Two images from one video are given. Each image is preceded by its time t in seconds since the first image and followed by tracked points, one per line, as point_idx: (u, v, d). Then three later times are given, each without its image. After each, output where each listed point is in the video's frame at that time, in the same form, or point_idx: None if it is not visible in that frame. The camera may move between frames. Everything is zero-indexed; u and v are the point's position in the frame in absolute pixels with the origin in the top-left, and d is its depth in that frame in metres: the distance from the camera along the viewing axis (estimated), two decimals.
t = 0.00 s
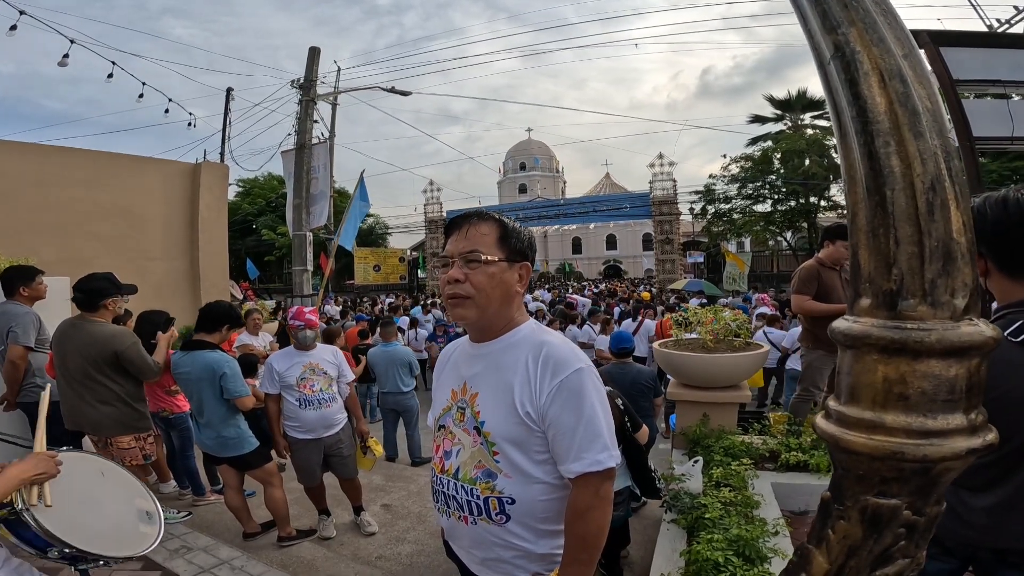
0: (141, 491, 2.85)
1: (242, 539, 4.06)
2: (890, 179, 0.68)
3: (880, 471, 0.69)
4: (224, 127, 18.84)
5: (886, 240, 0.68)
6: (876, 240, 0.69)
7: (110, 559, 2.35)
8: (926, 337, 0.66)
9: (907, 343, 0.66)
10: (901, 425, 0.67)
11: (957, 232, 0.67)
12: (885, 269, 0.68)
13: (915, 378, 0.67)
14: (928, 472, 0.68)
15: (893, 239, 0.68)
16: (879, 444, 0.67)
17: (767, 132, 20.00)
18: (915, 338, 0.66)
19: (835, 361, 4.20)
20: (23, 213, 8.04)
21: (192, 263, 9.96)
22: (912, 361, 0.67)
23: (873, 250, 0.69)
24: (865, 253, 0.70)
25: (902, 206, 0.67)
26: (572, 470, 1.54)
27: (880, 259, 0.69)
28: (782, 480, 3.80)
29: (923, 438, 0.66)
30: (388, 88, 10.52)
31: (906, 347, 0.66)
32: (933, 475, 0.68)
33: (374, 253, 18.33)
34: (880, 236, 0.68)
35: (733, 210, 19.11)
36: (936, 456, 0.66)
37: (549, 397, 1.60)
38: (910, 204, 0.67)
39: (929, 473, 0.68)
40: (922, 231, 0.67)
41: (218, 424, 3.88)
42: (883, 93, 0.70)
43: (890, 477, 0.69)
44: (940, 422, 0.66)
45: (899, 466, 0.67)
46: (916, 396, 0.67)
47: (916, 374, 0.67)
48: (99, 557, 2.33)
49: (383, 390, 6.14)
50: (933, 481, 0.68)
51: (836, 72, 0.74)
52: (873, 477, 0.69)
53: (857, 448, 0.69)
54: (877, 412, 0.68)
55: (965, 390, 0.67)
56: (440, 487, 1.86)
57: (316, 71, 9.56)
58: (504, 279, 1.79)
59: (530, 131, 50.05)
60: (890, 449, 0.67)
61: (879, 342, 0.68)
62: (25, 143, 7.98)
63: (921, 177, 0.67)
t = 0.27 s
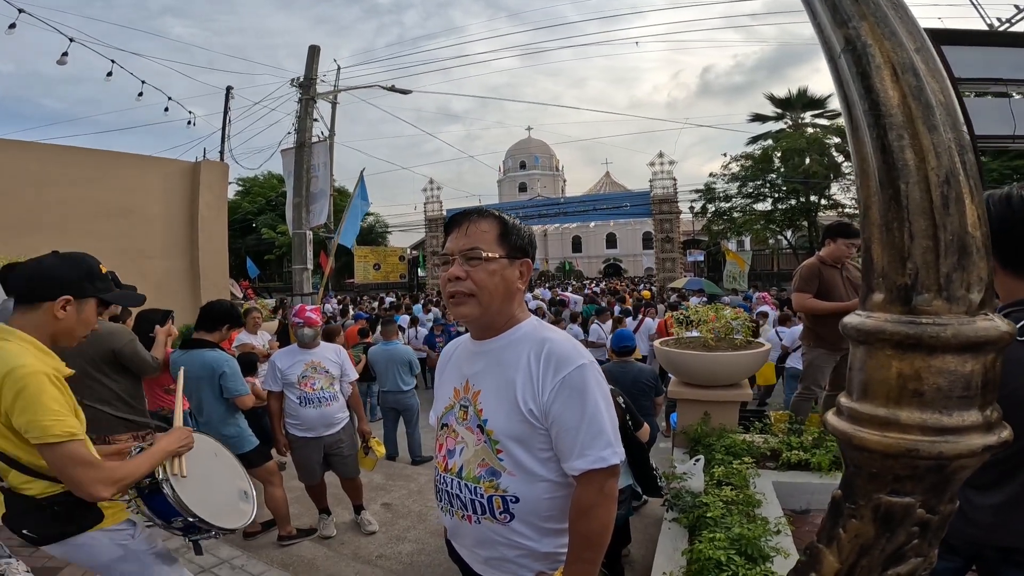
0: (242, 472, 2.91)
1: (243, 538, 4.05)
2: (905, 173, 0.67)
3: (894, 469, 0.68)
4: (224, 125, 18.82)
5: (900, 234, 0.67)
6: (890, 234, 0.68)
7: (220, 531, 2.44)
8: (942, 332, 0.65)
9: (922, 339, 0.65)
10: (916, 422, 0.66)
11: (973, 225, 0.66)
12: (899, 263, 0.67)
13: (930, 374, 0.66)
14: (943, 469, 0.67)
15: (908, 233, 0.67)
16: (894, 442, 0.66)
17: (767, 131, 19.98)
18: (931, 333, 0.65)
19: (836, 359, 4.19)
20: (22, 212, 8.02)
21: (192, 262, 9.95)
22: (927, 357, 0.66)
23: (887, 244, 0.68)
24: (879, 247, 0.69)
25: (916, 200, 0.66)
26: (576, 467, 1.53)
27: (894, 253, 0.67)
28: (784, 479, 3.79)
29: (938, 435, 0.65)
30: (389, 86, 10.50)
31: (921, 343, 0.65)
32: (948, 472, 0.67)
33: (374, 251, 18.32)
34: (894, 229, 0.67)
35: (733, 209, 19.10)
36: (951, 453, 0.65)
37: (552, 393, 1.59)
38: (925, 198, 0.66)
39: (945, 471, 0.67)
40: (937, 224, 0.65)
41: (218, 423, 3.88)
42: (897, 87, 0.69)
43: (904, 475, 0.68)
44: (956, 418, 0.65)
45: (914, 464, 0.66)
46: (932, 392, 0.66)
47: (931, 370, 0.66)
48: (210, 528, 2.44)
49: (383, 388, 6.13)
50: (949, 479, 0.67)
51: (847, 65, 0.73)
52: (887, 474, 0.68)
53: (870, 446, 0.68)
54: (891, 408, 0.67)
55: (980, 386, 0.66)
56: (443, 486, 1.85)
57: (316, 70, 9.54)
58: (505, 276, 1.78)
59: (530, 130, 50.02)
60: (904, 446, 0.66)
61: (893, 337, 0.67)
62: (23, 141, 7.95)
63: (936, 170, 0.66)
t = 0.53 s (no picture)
0: (305, 445, 3.43)
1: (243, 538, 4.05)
2: (908, 171, 0.67)
3: (897, 469, 0.67)
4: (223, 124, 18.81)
5: (904, 232, 0.67)
6: (894, 233, 0.67)
7: (283, 492, 2.97)
8: (945, 331, 0.64)
9: (926, 338, 0.65)
10: (919, 422, 0.65)
11: (977, 224, 0.65)
12: (903, 262, 0.67)
13: (935, 374, 0.65)
14: (946, 470, 0.66)
15: (911, 232, 0.66)
16: (897, 442, 0.66)
17: (767, 130, 19.95)
18: (934, 333, 0.65)
19: (836, 358, 4.19)
20: (21, 211, 8.01)
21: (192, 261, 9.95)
22: (932, 356, 0.65)
23: (891, 243, 0.67)
24: (883, 246, 0.68)
25: (920, 198, 0.66)
26: (578, 466, 1.52)
27: (897, 252, 0.67)
28: (784, 478, 3.79)
29: (942, 435, 0.65)
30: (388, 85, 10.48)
31: (925, 343, 0.65)
32: (952, 472, 0.66)
33: (374, 250, 18.30)
34: (899, 228, 0.67)
35: (733, 207, 19.09)
36: (954, 453, 0.65)
37: (554, 393, 1.59)
38: (929, 197, 0.66)
39: (948, 471, 0.66)
40: (942, 223, 0.65)
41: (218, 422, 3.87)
42: (900, 85, 0.68)
43: (908, 476, 0.67)
44: (960, 419, 0.65)
45: (916, 464, 0.66)
46: (935, 393, 0.65)
47: (935, 370, 0.65)
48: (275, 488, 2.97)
49: (383, 387, 6.13)
50: (952, 479, 0.67)
51: (850, 63, 0.72)
52: (890, 475, 0.68)
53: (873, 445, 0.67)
54: (894, 408, 0.67)
55: (984, 386, 0.66)
56: (445, 486, 1.85)
57: (316, 68, 9.53)
58: (507, 275, 1.77)
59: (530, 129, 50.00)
60: (908, 446, 0.66)
61: (896, 336, 0.67)
62: (23, 141, 7.95)
63: (939, 169, 0.66)
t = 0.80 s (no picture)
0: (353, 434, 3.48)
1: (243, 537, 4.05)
2: (910, 167, 0.67)
3: (899, 467, 0.67)
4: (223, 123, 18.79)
5: (906, 229, 0.67)
6: (895, 230, 0.67)
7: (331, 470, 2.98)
8: (947, 328, 0.64)
9: (928, 335, 0.65)
10: (921, 419, 0.65)
11: (979, 221, 0.65)
12: (904, 258, 0.67)
13: (937, 370, 0.65)
14: (948, 467, 0.66)
15: (913, 228, 0.66)
16: (898, 439, 0.66)
17: (767, 129, 19.93)
18: (936, 329, 0.65)
19: (836, 356, 4.18)
20: (21, 210, 8.01)
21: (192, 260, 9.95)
22: (934, 353, 0.65)
23: (893, 240, 0.67)
24: (884, 243, 0.68)
25: (921, 195, 0.66)
26: (580, 464, 1.52)
27: (899, 249, 0.67)
28: (784, 476, 3.80)
29: (943, 432, 0.65)
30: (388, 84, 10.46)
31: (927, 339, 0.65)
32: (953, 470, 0.66)
33: (374, 249, 18.30)
34: (900, 225, 0.67)
35: (733, 206, 19.08)
36: (956, 451, 0.65)
37: (555, 390, 1.59)
38: (931, 193, 0.66)
39: (950, 468, 0.66)
40: (943, 219, 0.65)
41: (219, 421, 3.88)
42: (902, 82, 0.68)
43: (908, 473, 0.67)
44: (961, 416, 0.65)
45: (918, 462, 0.66)
46: (937, 389, 0.65)
47: (936, 366, 0.65)
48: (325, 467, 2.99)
49: (383, 386, 6.14)
50: (954, 477, 0.67)
51: (851, 60, 0.72)
52: (891, 472, 0.68)
53: (875, 442, 0.67)
54: (895, 405, 0.67)
55: (987, 383, 0.66)
56: (446, 484, 1.85)
57: (316, 67, 9.51)
58: (508, 273, 1.77)
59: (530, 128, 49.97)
60: (909, 443, 0.66)
61: (898, 333, 0.66)
62: (23, 140, 7.94)
63: (941, 165, 0.66)
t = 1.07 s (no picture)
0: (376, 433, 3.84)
1: (243, 536, 4.03)
2: (907, 168, 0.67)
3: (895, 466, 0.68)
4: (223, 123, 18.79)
5: (903, 229, 0.67)
6: (893, 229, 0.67)
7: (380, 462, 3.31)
8: (943, 328, 0.64)
9: (924, 334, 0.65)
10: (917, 419, 0.66)
11: (975, 220, 0.65)
12: (901, 258, 0.67)
13: (933, 370, 0.65)
14: (944, 467, 0.66)
15: (910, 228, 0.66)
16: (895, 439, 0.66)
17: (767, 128, 19.93)
18: (932, 329, 0.65)
19: (836, 355, 4.18)
20: (21, 209, 8.01)
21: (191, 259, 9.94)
22: (930, 352, 0.65)
23: (890, 240, 0.68)
24: (881, 243, 0.69)
25: (918, 195, 0.66)
26: (579, 463, 1.53)
27: (896, 248, 0.67)
28: (783, 475, 3.80)
29: (939, 432, 0.65)
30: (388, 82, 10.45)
31: (923, 339, 0.65)
32: (949, 469, 0.67)
33: (374, 248, 18.30)
34: (896, 225, 0.67)
35: (733, 205, 19.08)
36: (952, 450, 0.65)
37: (555, 389, 1.59)
38: (928, 193, 0.66)
39: (946, 468, 0.67)
40: (939, 219, 0.65)
41: (218, 419, 3.87)
42: (898, 83, 0.68)
43: (904, 472, 0.68)
44: (957, 415, 0.65)
45: (914, 461, 0.66)
46: (933, 389, 0.65)
47: (933, 366, 0.65)
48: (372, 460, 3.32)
49: (383, 385, 6.14)
50: (949, 476, 0.67)
51: (849, 60, 0.72)
52: (887, 472, 0.68)
53: (871, 441, 0.68)
54: (892, 405, 0.67)
55: (982, 382, 0.66)
56: (444, 482, 1.85)
57: (316, 66, 9.51)
58: (510, 271, 1.77)
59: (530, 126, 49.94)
60: (905, 442, 0.66)
61: (894, 332, 0.66)
62: (23, 139, 7.94)
63: (937, 165, 0.66)
